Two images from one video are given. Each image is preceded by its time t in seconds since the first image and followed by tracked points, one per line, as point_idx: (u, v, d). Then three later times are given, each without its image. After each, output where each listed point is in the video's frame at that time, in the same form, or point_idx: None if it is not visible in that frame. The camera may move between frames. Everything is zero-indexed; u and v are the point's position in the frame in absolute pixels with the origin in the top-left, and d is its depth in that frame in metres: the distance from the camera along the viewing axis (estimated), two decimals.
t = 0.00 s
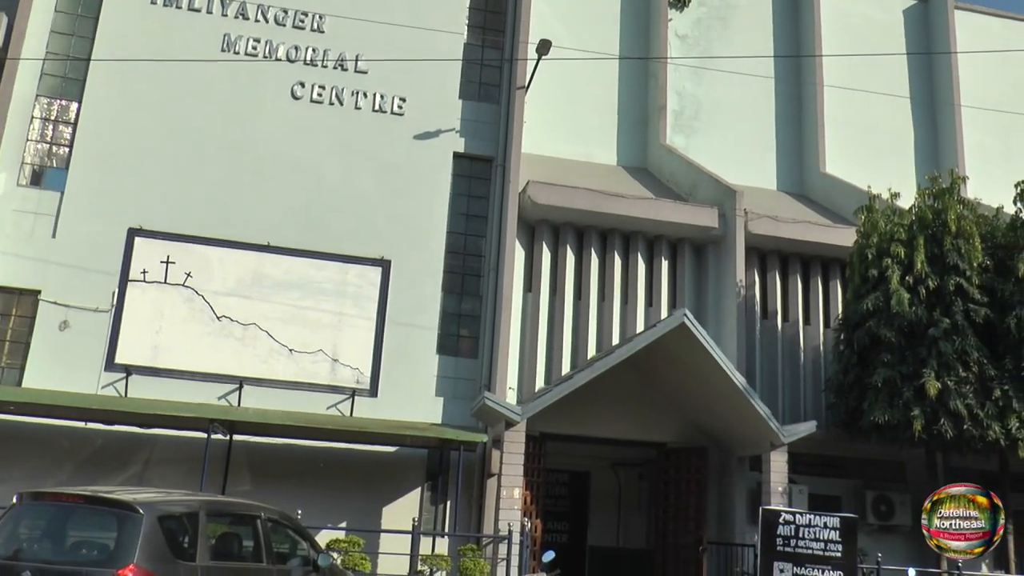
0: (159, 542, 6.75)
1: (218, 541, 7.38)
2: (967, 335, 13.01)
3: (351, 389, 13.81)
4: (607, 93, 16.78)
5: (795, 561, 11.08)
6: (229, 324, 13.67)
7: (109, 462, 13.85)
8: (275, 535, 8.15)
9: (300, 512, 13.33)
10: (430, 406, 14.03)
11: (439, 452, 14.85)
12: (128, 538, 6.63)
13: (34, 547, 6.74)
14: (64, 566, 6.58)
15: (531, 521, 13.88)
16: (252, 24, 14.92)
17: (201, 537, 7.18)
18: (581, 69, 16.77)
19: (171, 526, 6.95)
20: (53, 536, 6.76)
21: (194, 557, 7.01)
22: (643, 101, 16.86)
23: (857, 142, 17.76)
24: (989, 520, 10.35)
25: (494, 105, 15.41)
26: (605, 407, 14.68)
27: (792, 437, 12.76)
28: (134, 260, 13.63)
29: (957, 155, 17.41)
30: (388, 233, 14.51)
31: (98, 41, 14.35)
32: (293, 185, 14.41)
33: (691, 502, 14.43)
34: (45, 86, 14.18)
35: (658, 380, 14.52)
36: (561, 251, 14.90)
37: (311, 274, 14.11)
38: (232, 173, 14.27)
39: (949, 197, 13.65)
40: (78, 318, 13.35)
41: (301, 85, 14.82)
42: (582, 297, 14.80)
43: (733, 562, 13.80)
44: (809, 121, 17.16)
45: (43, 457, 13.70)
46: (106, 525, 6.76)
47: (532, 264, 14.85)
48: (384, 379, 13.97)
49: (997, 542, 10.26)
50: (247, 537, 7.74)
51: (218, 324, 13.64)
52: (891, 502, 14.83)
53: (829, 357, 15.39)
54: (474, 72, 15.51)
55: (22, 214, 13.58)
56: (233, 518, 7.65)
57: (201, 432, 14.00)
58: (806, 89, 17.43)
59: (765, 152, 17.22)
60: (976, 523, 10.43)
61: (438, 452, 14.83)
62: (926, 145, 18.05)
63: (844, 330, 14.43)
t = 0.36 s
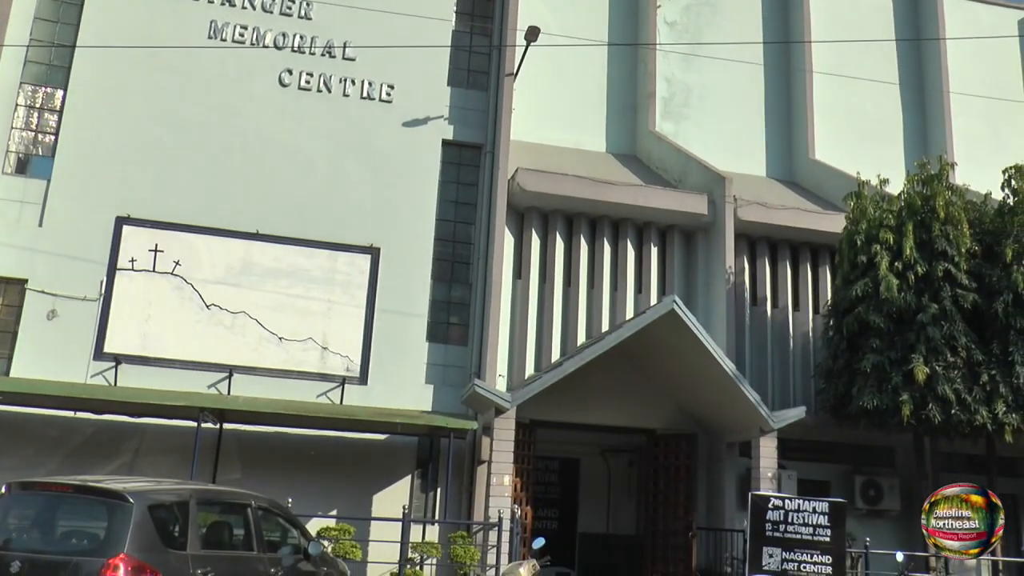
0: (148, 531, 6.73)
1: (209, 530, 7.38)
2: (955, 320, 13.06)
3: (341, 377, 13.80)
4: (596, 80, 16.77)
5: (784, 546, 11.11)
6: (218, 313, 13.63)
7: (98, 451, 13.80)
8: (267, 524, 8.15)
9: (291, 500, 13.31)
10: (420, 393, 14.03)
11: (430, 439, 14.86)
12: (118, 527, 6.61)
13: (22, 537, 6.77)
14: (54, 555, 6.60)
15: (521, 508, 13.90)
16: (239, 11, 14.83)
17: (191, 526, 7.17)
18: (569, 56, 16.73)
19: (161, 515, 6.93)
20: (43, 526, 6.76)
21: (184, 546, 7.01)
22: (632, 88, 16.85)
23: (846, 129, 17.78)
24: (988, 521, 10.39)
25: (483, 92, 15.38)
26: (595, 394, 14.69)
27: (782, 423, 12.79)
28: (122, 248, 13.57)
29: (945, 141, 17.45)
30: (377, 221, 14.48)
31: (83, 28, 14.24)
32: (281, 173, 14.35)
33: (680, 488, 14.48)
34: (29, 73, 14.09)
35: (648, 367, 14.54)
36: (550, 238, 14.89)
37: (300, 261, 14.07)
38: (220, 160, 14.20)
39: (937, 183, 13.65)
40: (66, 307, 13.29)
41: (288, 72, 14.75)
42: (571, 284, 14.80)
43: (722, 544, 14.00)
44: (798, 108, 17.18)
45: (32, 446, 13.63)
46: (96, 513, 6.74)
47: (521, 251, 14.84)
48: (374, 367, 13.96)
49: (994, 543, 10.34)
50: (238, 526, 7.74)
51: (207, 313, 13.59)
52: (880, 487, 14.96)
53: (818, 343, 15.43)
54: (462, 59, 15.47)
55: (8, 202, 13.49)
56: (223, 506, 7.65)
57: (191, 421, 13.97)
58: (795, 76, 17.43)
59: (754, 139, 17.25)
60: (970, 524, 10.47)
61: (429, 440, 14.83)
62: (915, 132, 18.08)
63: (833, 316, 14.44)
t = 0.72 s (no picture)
0: (142, 521, 6.72)
1: (204, 519, 7.39)
2: (947, 306, 13.10)
3: (334, 365, 13.79)
4: (588, 68, 16.74)
5: (777, 531, 11.13)
6: (211, 302, 13.60)
7: (91, 441, 13.76)
8: (260, 513, 8.16)
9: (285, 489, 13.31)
10: (413, 381, 14.04)
11: (424, 428, 14.87)
12: (111, 518, 6.60)
13: (15, 528, 6.73)
14: (48, 546, 6.55)
15: (515, 495, 13.93)
16: None
17: (185, 516, 7.18)
18: (561, 43, 16.69)
19: (155, 505, 6.92)
20: (35, 516, 6.74)
21: (178, 535, 7.01)
22: (624, 76, 16.84)
23: (838, 116, 17.80)
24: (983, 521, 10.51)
25: (475, 80, 15.34)
26: (588, 381, 14.71)
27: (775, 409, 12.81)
28: (114, 238, 13.52)
29: (937, 128, 17.47)
30: (369, 209, 14.45)
31: (71, 15, 14.15)
32: (273, 161, 14.31)
33: (674, 474, 14.52)
34: (17, 62, 14.00)
35: (641, 354, 14.56)
36: (543, 226, 14.89)
37: (293, 250, 14.05)
38: (211, 149, 14.15)
39: (930, 170, 13.67)
40: (58, 297, 13.23)
41: (279, 60, 14.69)
42: (564, 271, 14.80)
43: (714, 531, 14.02)
44: (790, 95, 17.18)
45: (24, 437, 13.58)
46: (87, 503, 6.73)
47: (514, 238, 14.83)
48: (367, 355, 13.95)
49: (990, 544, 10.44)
50: (232, 515, 7.75)
51: (200, 302, 13.56)
52: (872, 473, 15.03)
53: (811, 329, 15.48)
54: (454, 47, 15.44)
55: None
56: (217, 496, 7.66)
57: (184, 411, 13.95)
58: (787, 63, 17.42)
59: (746, 126, 17.25)
60: (962, 524, 10.56)
61: (422, 428, 14.84)
62: (907, 118, 18.09)
63: (826, 302, 14.46)
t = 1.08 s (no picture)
0: (141, 512, 6.72)
1: (201, 509, 7.39)
2: (942, 290, 13.11)
3: (331, 355, 13.78)
4: (582, 55, 16.69)
5: (774, 516, 11.18)
6: (206, 293, 13.56)
7: (88, 434, 13.74)
8: (258, 503, 8.18)
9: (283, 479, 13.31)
10: (410, 370, 14.04)
11: (420, 417, 14.87)
12: (108, 509, 6.59)
13: (13, 520, 6.67)
14: (47, 537, 6.50)
15: (512, 483, 13.95)
16: None
17: (183, 506, 7.18)
18: (555, 30, 16.64)
19: (153, 496, 6.92)
20: (30, 508, 6.70)
21: (176, 526, 7.01)
22: (618, 63, 16.80)
23: (832, 101, 17.77)
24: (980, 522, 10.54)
25: (468, 68, 15.30)
26: (584, 368, 14.72)
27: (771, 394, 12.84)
28: (108, 229, 13.47)
29: (932, 112, 17.46)
30: (364, 198, 14.41)
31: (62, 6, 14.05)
32: (266, 151, 14.26)
33: (670, 460, 14.54)
34: (7, 53, 13.89)
35: (637, 341, 14.58)
36: (538, 213, 14.87)
37: (288, 240, 14.02)
38: (204, 139, 14.09)
39: (925, 154, 13.61)
40: (52, 289, 13.19)
41: (272, 49, 14.62)
42: (559, 259, 14.80)
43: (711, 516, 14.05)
44: (785, 80, 17.16)
45: (21, 430, 13.55)
46: (84, 494, 6.72)
47: (509, 226, 14.81)
48: (363, 344, 13.94)
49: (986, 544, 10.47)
50: (229, 505, 7.76)
51: (195, 293, 13.52)
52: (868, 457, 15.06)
53: (806, 314, 15.51)
54: (447, 35, 15.39)
55: None
56: (214, 486, 7.67)
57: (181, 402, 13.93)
58: (782, 48, 17.39)
59: (741, 112, 17.23)
60: (954, 524, 10.61)
61: (419, 417, 14.84)
62: (902, 103, 18.07)
63: (821, 288, 14.46)
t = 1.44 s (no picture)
0: (140, 502, 6.73)
1: (201, 499, 7.40)
2: (939, 275, 13.11)
3: (329, 344, 13.79)
4: (579, 42, 16.65)
5: (772, 502, 11.19)
6: (203, 282, 13.56)
7: (87, 424, 13.75)
8: (258, 491, 8.21)
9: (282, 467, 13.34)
10: (408, 358, 14.06)
11: (419, 405, 14.88)
12: (107, 498, 6.59)
13: (13, 510, 6.67)
14: (47, 527, 6.50)
15: (511, 470, 13.97)
16: None
17: (183, 495, 7.19)
18: (551, 17, 16.59)
19: (152, 485, 6.93)
20: (31, 498, 6.71)
21: (176, 515, 7.02)
22: (614, 50, 16.76)
23: (829, 87, 17.75)
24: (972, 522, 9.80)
25: (464, 56, 15.27)
26: (583, 355, 14.75)
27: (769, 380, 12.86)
28: (105, 219, 13.46)
29: (929, 97, 17.44)
30: (360, 187, 14.40)
31: None
32: (262, 140, 14.23)
33: (669, 447, 14.55)
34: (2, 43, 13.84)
35: (634, 328, 14.58)
36: (535, 201, 14.86)
37: (285, 229, 14.01)
38: (200, 129, 14.07)
39: (922, 139, 13.59)
40: (49, 279, 13.18)
41: (267, 38, 14.58)
42: (557, 247, 14.80)
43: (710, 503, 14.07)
44: (782, 66, 17.13)
45: (19, 420, 13.55)
46: (83, 483, 6.72)
47: (506, 213, 14.81)
48: (361, 333, 13.95)
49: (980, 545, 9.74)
50: (229, 494, 7.77)
51: (193, 282, 13.52)
52: (866, 442, 15.13)
53: (804, 300, 15.52)
54: (443, 23, 15.34)
55: None
56: (214, 475, 7.68)
57: (179, 391, 13.93)
58: (779, 34, 17.35)
59: (738, 98, 17.21)
60: (948, 523, 9.89)
61: (418, 405, 14.85)
62: (900, 88, 18.05)
63: (819, 273, 14.46)
